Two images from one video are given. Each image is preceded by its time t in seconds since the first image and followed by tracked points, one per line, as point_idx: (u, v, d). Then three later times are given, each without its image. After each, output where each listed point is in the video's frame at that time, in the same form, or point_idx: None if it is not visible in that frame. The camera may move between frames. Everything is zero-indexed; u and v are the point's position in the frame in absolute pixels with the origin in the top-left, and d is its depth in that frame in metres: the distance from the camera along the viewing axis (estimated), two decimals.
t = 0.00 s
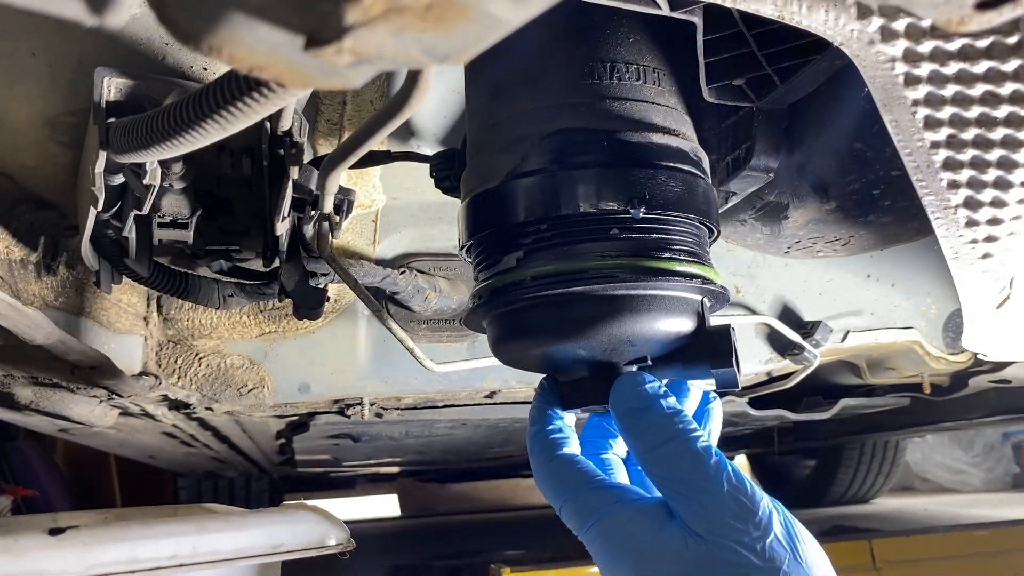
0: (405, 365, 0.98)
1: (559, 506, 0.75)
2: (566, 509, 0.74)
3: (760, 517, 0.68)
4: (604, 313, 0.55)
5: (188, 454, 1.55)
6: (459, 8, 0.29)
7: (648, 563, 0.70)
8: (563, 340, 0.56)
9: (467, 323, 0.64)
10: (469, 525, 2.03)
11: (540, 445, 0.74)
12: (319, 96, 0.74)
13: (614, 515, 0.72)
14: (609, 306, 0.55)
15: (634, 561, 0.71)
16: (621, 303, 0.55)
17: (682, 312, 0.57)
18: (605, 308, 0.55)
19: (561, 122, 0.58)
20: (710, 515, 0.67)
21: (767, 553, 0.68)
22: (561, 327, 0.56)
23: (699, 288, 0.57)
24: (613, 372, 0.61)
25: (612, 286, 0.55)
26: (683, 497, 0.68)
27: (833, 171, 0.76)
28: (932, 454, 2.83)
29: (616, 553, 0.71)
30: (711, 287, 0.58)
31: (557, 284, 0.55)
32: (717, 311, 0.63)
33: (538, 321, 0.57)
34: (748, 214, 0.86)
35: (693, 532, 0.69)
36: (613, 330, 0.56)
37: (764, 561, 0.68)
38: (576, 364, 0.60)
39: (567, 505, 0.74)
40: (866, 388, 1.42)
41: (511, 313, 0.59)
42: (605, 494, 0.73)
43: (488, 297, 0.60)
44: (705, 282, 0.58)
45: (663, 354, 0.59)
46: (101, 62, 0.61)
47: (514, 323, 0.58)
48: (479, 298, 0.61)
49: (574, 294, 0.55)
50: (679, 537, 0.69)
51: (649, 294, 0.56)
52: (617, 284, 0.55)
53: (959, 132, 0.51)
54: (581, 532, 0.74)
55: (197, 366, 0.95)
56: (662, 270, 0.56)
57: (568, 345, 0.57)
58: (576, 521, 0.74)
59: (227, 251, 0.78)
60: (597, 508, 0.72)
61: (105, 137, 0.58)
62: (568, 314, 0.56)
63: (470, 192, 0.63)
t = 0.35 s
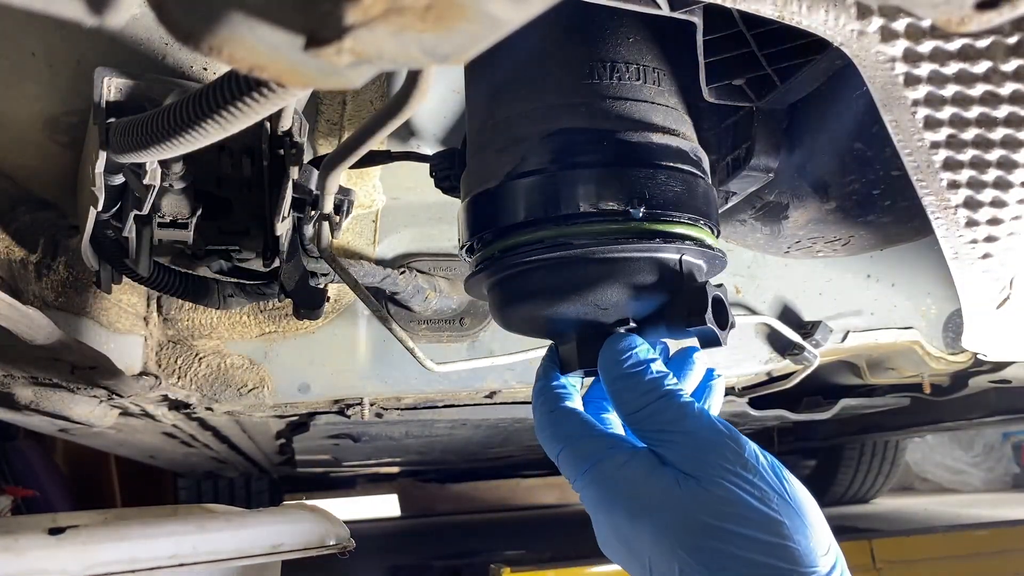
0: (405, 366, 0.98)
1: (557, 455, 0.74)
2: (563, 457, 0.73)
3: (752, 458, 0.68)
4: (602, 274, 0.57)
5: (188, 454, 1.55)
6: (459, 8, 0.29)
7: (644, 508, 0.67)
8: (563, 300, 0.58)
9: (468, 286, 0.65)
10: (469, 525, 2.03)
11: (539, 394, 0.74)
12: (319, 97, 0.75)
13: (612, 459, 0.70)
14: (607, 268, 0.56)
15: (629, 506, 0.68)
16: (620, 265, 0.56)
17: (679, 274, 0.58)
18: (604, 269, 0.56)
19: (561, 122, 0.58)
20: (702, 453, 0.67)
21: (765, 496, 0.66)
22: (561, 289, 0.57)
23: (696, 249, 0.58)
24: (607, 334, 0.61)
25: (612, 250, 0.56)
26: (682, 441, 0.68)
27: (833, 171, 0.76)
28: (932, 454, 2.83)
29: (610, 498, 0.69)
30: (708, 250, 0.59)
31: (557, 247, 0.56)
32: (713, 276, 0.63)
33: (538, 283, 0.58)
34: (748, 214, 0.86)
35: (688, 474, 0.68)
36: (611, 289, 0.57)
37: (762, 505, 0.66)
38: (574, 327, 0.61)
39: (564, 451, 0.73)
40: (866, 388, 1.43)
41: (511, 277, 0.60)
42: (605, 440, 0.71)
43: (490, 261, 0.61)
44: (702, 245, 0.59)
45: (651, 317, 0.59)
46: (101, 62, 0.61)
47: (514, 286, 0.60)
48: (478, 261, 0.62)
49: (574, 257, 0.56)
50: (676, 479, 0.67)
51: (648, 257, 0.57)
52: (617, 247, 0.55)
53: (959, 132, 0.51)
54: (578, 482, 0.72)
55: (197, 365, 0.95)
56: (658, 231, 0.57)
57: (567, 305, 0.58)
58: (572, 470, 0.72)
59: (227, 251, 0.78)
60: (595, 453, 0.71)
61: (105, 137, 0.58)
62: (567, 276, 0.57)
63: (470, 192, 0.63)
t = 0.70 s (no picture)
0: (405, 366, 0.98)
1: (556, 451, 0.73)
2: (561, 452, 0.73)
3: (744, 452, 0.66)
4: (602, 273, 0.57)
5: (187, 454, 1.55)
6: (459, 8, 0.29)
7: (636, 504, 0.66)
8: (563, 300, 0.58)
9: (468, 286, 0.65)
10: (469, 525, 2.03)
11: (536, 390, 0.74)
12: (319, 97, 0.75)
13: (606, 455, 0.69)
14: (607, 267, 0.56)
15: (622, 501, 0.67)
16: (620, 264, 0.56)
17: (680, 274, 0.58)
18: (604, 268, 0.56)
19: (561, 122, 0.58)
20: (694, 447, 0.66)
21: (758, 490, 0.65)
22: (561, 287, 0.57)
23: (696, 251, 0.58)
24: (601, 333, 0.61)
25: (612, 247, 0.56)
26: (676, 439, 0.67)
27: (833, 171, 0.76)
28: (932, 454, 2.83)
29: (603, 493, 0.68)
30: (708, 251, 0.59)
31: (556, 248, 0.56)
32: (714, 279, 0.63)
33: (538, 281, 0.58)
34: (748, 214, 0.86)
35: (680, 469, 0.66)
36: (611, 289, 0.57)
37: (755, 499, 0.65)
38: (575, 328, 0.61)
39: (561, 447, 0.72)
40: (866, 388, 1.43)
41: (513, 276, 0.60)
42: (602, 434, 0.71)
43: (490, 261, 0.61)
44: (703, 245, 0.59)
45: (630, 318, 0.58)
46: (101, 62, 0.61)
47: (515, 286, 0.60)
48: (479, 261, 0.62)
49: (573, 255, 0.56)
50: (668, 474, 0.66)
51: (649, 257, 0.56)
52: (617, 245, 0.56)
53: (959, 131, 0.51)
54: (574, 476, 0.71)
55: (197, 366, 0.95)
56: (658, 231, 0.57)
57: (567, 305, 0.58)
58: (568, 465, 0.72)
59: (227, 251, 0.78)
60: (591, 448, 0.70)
61: (105, 137, 0.58)
62: (567, 275, 0.57)
63: (470, 192, 0.63)
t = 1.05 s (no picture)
0: (405, 366, 0.98)
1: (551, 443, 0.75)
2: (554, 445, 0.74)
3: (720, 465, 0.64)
4: (600, 274, 0.57)
5: (187, 454, 1.55)
6: (459, 8, 0.29)
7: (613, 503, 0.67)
8: (559, 300, 0.58)
9: (465, 283, 0.65)
10: (469, 525, 2.04)
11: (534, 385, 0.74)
12: (320, 97, 0.74)
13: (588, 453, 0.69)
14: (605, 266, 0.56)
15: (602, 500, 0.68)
16: (618, 265, 0.57)
17: (676, 275, 0.58)
18: (601, 269, 0.57)
19: (561, 122, 0.58)
20: (668, 460, 0.64)
21: (729, 498, 0.64)
22: (558, 287, 0.57)
23: (695, 250, 0.58)
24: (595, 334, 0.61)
25: (611, 247, 0.56)
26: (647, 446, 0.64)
27: (833, 171, 0.76)
28: (932, 455, 2.83)
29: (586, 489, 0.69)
30: (707, 251, 0.59)
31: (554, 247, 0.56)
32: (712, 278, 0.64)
33: (535, 281, 0.58)
34: (748, 214, 0.86)
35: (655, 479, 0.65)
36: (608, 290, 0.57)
37: (728, 509, 0.64)
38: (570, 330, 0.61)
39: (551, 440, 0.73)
40: (866, 388, 1.43)
41: (510, 275, 0.60)
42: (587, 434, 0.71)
43: (489, 260, 0.61)
44: (703, 246, 0.59)
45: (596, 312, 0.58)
46: (101, 62, 0.62)
47: (512, 285, 0.60)
48: (477, 261, 0.62)
49: (570, 256, 0.57)
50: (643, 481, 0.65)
51: (647, 257, 0.57)
52: (616, 245, 0.56)
53: (959, 132, 0.51)
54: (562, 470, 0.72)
55: (197, 366, 0.95)
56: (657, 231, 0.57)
57: (563, 305, 0.58)
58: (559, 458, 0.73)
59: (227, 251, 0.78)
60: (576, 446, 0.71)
61: (105, 137, 0.57)
62: (564, 275, 0.57)
63: (470, 192, 0.63)
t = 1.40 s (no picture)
0: (405, 366, 0.98)
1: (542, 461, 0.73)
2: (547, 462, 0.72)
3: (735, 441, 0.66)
4: (601, 272, 0.56)
5: (187, 454, 1.55)
6: (459, 8, 0.29)
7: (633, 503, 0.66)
8: (559, 297, 0.57)
9: (465, 282, 0.65)
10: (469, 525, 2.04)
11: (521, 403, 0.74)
12: (319, 96, 0.74)
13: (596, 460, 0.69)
14: (604, 265, 0.56)
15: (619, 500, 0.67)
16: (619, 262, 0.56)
17: (676, 273, 0.58)
18: (602, 266, 0.56)
19: (561, 122, 0.58)
20: (686, 442, 0.65)
21: (751, 474, 0.65)
22: (559, 284, 0.57)
23: (694, 248, 0.58)
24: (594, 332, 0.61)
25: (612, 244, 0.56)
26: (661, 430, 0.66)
27: (833, 171, 0.76)
28: (932, 454, 2.83)
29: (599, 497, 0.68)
30: (705, 249, 0.59)
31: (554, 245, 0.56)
32: (711, 275, 0.64)
33: (535, 278, 0.58)
34: (748, 214, 0.86)
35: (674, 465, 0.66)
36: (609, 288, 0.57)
37: (754, 486, 0.64)
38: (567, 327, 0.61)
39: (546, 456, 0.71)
40: (866, 388, 1.43)
41: (511, 272, 0.60)
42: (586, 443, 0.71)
43: (488, 259, 0.61)
44: (702, 245, 0.59)
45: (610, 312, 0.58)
46: (102, 62, 0.62)
47: (512, 284, 0.59)
48: (476, 261, 0.62)
49: (570, 254, 0.57)
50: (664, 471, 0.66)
51: (646, 255, 0.57)
52: (616, 243, 0.56)
53: (959, 131, 0.51)
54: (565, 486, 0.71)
55: (197, 366, 0.95)
56: (657, 230, 0.57)
57: (563, 302, 0.58)
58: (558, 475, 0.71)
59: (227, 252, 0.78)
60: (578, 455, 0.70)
61: (105, 137, 0.57)
62: (564, 273, 0.57)
63: (470, 192, 0.63)
